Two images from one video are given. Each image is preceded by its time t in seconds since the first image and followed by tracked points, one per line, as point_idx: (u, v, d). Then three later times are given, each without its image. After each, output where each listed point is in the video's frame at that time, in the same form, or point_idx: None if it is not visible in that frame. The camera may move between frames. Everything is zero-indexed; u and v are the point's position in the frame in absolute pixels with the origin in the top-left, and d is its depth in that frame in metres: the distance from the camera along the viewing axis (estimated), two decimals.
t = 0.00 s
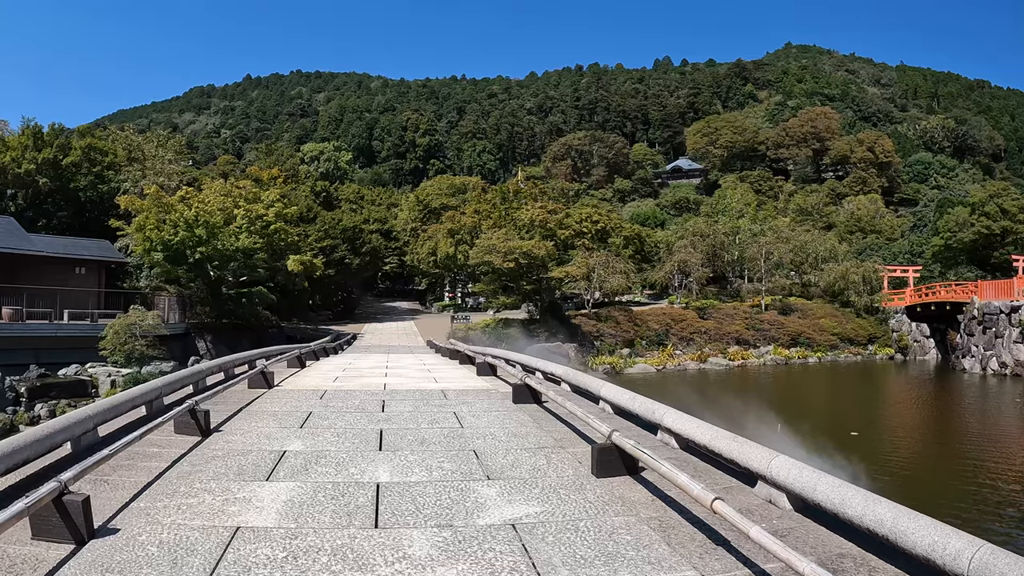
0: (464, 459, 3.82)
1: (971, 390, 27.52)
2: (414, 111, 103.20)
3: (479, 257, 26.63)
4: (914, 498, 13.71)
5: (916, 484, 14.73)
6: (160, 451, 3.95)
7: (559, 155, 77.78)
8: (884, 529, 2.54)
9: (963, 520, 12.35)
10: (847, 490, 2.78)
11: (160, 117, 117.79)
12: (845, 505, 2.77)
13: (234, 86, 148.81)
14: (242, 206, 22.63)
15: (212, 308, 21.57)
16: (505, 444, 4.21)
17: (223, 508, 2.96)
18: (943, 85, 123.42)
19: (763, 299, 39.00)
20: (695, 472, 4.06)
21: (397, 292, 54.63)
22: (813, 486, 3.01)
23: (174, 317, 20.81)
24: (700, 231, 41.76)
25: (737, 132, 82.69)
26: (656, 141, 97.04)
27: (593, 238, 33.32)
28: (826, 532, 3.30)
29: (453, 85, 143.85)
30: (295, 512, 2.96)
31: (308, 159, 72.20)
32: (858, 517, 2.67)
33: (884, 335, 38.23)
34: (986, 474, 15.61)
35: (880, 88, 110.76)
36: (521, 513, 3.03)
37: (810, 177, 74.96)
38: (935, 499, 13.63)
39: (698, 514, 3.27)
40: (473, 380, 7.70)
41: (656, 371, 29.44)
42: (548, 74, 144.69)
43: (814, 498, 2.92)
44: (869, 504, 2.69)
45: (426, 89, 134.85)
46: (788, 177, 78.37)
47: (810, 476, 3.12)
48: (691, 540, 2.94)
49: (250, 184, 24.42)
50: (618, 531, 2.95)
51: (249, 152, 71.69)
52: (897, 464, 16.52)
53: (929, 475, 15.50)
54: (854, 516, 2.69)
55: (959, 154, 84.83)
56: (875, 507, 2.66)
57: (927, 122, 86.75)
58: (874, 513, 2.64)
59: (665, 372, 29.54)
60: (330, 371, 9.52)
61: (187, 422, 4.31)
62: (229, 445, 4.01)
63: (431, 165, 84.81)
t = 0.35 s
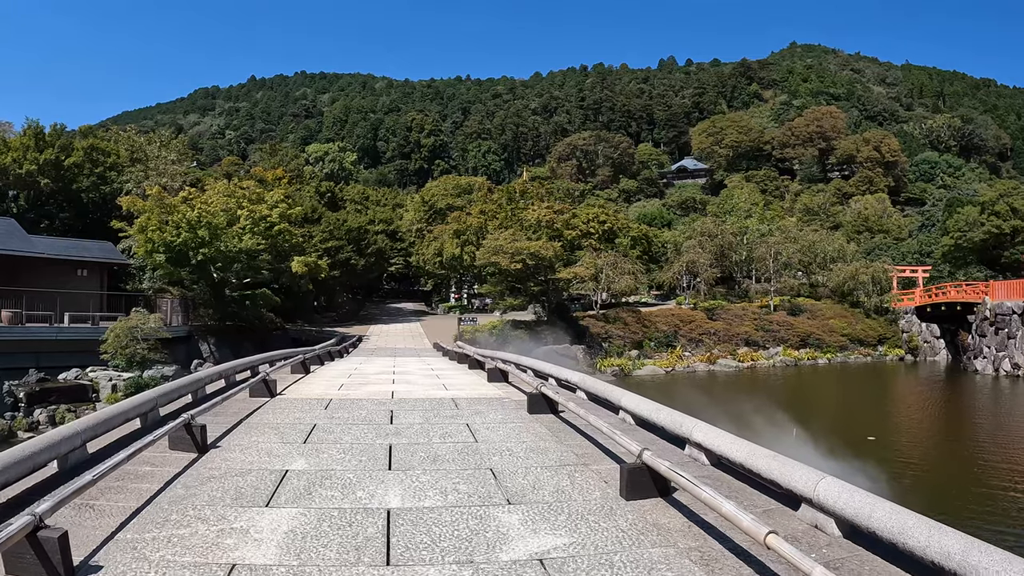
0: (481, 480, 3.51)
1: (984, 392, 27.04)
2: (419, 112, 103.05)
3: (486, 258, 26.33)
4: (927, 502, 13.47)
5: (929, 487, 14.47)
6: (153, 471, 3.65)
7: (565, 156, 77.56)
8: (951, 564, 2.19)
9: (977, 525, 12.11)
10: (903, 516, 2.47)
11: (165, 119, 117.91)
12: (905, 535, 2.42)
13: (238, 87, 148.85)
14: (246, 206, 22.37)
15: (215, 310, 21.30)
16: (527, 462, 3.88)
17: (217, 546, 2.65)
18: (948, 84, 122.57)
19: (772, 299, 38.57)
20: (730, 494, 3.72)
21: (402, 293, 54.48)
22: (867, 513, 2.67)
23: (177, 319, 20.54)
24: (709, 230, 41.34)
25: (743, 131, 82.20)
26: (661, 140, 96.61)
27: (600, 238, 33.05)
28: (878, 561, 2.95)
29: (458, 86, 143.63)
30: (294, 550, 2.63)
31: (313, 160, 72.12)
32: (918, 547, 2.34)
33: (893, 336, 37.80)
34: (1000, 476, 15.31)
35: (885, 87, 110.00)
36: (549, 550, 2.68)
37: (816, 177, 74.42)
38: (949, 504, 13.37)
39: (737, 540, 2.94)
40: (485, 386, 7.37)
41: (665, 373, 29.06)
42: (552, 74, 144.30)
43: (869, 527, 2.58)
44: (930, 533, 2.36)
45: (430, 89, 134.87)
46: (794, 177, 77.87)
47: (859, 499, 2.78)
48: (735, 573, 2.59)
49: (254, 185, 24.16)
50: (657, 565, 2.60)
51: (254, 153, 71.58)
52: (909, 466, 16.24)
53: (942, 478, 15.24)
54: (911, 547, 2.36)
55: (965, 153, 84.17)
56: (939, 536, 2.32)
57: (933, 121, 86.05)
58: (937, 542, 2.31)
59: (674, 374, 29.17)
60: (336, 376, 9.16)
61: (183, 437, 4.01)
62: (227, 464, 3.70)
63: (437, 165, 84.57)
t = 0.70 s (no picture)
0: (496, 494, 3.21)
1: (997, 390, 26.57)
2: (422, 109, 102.72)
3: (490, 255, 26.04)
4: (942, 501, 13.23)
5: (943, 486, 14.22)
6: (137, 482, 3.36)
7: (568, 153, 76.99)
8: None
9: (995, 524, 11.86)
10: (974, 536, 2.18)
11: (168, 117, 117.67)
12: (976, 556, 2.13)
13: (241, 85, 148.52)
14: (248, 203, 22.12)
15: (217, 309, 21.08)
16: (545, 472, 3.58)
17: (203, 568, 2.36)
18: (954, 81, 121.50)
19: (780, 297, 38.15)
20: (764, 507, 3.42)
21: (406, 291, 54.23)
22: (928, 531, 2.37)
23: (179, 318, 20.31)
24: (715, 228, 40.93)
25: (748, 128, 81.59)
26: (666, 138, 96.02)
27: (606, 236, 32.69)
28: None
29: (461, 83, 143.11)
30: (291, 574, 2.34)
31: (316, 158, 71.80)
32: (994, 572, 2.06)
33: (902, 334, 37.33)
34: (1015, 474, 15.03)
35: (889, 85, 109.24)
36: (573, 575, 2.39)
37: (822, 174, 73.85)
38: (964, 503, 13.12)
39: (779, 559, 2.65)
40: (494, 387, 7.06)
41: (672, 372, 28.70)
42: (556, 72, 143.80)
43: (932, 546, 2.29)
44: (1006, 556, 2.08)
45: (434, 87, 134.49)
46: (799, 175, 77.26)
47: (918, 515, 2.49)
48: None
49: (256, 182, 23.90)
50: None
51: (257, 151, 71.32)
52: (922, 464, 15.97)
53: (958, 477, 14.90)
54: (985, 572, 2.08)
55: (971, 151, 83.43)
56: (1015, 559, 2.05)
57: (939, 118, 85.27)
58: (1015, 567, 2.02)
59: (681, 372, 28.81)
60: (339, 376, 8.84)
61: (173, 445, 3.73)
62: (219, 475, 3.43)
63: (440, 163, 84.11)
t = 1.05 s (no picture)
0: (514, 520, 2.89)
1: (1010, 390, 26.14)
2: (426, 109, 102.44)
3: (495, 255, 25.76)
4: (959, 503, 12.95)
5: (959, 487, 13.95)
6: (121, 507, 3.08)
7: (572, 152, 76.53)
8: None
9: (1013, 527, 11.58)
10: None
11: (171, 117, 117.43)
12: None
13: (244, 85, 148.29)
14: (250, 203, 21.91)
15: (219, 310, 20.82)
16: (568, 495, 3.26)
17: None
18: (957, 78, 120.66)
19: (787, 296, 37.77)
20: (805, 532, 3.12)
21: (409, 291, 53.98)
22: (998, 563, 2.11)
23: (179, 320, 20.05)
24: (721, 226, 40.56)
25: (751, 126, 81.12)
26: (669, 136, 95.54)
27: (611, 235, 32.37)
28: None
29: (464, 83, 142.74)
30: None
31: (318, 157, 71.52)
32: None
33: (910, 333, 36.90)
34: None
35: (893, 82, 108.53)
36: None
37: (826, 172, 73.38)
38: (981, 504, 12.85)
39: None
40: (503, 394, 6.75)
41: (680, 372, 28.36)
42: (559, 70, 143.45)
43: None
44: None
45: (436, 86, 134.27)
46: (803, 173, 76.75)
47: (990, 548, 2.18)
48: None
49: (258, 182, 23.66)
50: None
51: (260, 151, 71.07)
52: (934, 465, 15.72)
53: (976, 478, 14.53)
54: None
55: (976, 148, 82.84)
56: None
57: (943, 115, 84.63)
58: None
59: (688, 373, 28.47)
60: (343, 382, 8.54)
61: (162, 463, 3.45)
62: (210, 498, 3.14)
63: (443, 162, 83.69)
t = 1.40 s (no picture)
0: (535, 548, 2.57)
1: None
2: (429, 109, 102.24)
3: (501, 255, 25.49)
4: (976, 506, 12.59)
5: (976, 490, 13.56)
6: (99, 530, 2.79)
7: (576, 152, 76.22)
8: None
9: None
10: None
11: (174, 119, 117.50)
12: None
13: (247, 86, 148.22)
14: (251, 202, 21.68)
15: (220, 312, 20.59)
16: (591, 515, 2.95)
17: None
18: (961, 76, 119.79)
19: (794, 295, 37.38)
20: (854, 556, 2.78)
21: (413, 292, 53.76)
22: None
23: (179, 322, 19.80)
24: (727, 225, 40.18)
25: (755, 126, 80.66)
26: (673, 136, 95.09)
27: (616, 234, 32.07)
28: None
29: (467, 83, 142.50)
30: None
31: (321, 158, 71.32)
32: None
33: (919, 332, 36.43)
34: None
35: (897, 80, 107.82)
36: None
37: (831, 171, 72.85)
38: (999, 507, 12.49)
39: None
40: (513, 400, 6.43)
41: (687, 373, 27.99)
42: (562, 71, 143.16)
43: None
44: None
45: (440, 87, 134.19)
46: (807, 172, 76.28)
47: None
48: None
49: (260, 181, 23.42)
50: None
51: (263, 152, 70.91)
52: (947, 466, 15.33)
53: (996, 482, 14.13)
54: None
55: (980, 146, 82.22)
56: None
57: (948, 113, 83.97)
58: None
59: (696, 374, 28.13)
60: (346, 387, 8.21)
61: (147, 480, 3.17)
62: (197, 521, 2.84)
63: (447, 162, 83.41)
